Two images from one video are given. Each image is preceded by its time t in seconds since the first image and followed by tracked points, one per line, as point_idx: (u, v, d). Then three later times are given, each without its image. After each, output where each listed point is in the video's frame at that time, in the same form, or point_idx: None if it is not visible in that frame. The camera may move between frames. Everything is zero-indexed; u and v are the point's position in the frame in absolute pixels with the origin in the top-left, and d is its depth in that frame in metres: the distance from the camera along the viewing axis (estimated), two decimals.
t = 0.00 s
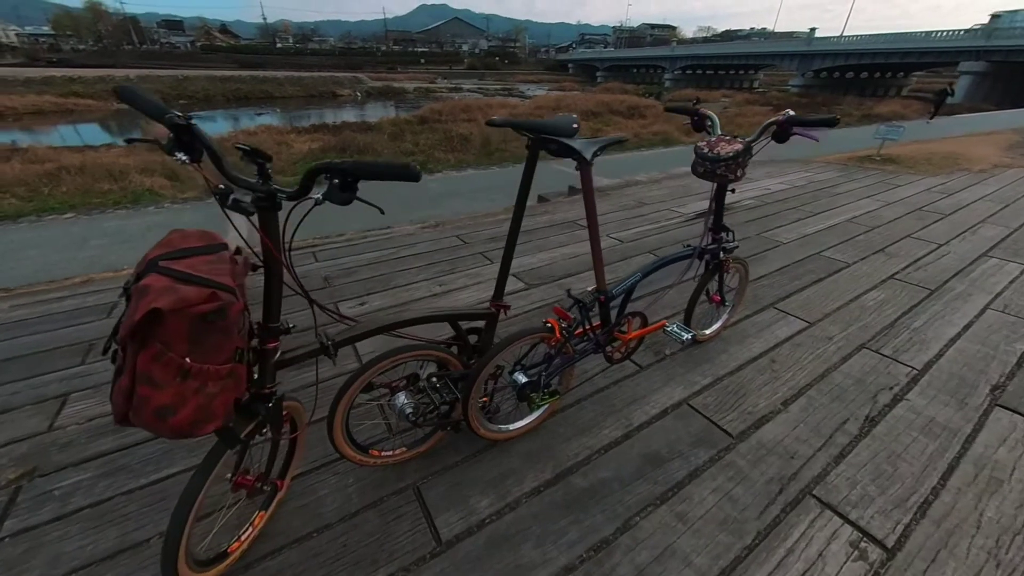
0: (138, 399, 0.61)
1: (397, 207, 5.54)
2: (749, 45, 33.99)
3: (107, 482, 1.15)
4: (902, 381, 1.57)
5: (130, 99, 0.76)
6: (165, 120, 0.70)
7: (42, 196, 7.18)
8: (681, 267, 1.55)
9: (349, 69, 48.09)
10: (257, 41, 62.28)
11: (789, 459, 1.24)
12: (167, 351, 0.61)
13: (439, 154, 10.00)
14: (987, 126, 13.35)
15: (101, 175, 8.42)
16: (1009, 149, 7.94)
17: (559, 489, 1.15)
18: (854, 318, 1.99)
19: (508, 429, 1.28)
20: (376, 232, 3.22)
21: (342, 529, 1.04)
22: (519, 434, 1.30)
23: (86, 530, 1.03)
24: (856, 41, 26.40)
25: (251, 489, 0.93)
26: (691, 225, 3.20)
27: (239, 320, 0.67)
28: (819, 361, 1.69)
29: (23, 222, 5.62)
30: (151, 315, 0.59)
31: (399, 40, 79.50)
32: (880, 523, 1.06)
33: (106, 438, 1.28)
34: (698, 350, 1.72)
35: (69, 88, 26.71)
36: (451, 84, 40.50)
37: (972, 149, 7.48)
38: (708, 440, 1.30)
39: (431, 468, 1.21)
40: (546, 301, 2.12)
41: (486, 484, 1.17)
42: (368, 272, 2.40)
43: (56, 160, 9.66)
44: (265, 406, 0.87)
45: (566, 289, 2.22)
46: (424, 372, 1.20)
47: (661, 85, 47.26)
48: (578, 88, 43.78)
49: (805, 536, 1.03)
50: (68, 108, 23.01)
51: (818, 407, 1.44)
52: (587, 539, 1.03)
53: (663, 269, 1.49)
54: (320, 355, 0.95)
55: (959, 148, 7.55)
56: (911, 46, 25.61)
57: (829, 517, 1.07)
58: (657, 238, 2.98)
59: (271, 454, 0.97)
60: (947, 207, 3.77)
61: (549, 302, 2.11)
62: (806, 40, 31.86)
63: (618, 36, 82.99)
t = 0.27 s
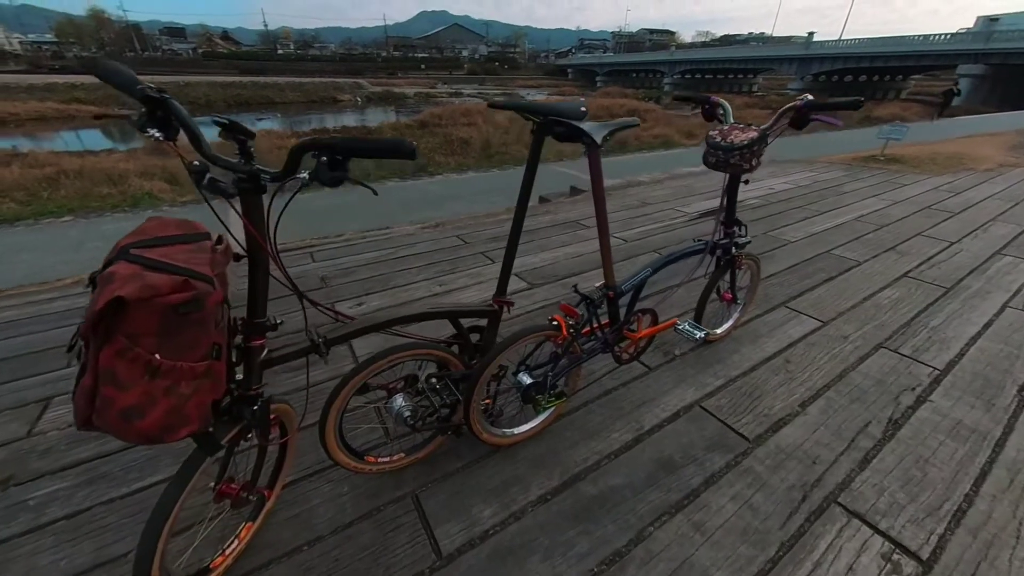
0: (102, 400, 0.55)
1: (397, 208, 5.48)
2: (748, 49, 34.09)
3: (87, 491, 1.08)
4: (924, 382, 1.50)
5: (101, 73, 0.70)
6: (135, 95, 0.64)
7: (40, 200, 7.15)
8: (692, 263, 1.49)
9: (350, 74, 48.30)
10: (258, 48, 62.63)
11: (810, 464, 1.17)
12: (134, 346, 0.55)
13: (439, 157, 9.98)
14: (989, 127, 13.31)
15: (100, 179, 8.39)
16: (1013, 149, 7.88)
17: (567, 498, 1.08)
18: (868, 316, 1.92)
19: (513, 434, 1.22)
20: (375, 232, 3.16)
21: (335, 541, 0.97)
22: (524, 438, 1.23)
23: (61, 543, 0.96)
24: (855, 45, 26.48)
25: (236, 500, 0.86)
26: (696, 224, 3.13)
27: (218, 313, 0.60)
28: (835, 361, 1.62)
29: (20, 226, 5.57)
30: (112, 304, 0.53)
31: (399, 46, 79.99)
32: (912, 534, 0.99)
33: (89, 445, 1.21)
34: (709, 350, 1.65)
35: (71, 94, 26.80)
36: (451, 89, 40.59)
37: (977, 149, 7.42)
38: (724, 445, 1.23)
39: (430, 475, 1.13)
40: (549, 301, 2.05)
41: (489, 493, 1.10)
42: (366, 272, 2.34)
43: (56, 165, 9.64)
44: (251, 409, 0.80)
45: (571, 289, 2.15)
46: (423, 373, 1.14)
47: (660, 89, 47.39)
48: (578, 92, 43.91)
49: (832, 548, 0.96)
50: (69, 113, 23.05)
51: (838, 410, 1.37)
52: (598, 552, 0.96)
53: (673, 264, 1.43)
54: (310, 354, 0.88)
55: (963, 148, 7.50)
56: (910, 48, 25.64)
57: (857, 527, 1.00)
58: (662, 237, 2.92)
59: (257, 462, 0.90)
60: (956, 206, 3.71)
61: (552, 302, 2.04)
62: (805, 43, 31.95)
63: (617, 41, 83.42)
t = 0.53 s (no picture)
0: (50, 400, 0.49)
1: (394, 213, 5.41)
2: (742, 56, 34.42)
3: (55, 506, 1.00)
4: (942, 382, 1.44)
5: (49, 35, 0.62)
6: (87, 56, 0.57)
7: (32, 207, 7.05)
8: (700, 259, 1.44)
9: (347, 83, 48.52)
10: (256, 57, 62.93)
11: (831, 468, 1.11)
12: (87, 338, 0.49)
13: (436, 163, 9.97)
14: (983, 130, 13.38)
15: (94, 187, 8.31)
16: (1009, 151, 7.91)
17: (573, 507, 1.01)
18: (878, 315, 1.87)
19: (514, 438, 1.15)
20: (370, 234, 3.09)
21: (323, 557, 0.89)
22: (526, 444, 1.17)
23: (25, 563, 0.89)
24: (847, 53, 26.82)
25: (212, 514, 0.79)
26: (697, 224, 3.08)
27: (187, 301, 0.54)
28: (848, 361, 1.56)
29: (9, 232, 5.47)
30: (58, 290, 0.46)
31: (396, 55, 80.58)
32: (945, 544, 0.93)
33: (61, 455, 1.13)
34: (717, 350, 1.58)
35: (67, 102, 26.71)
36: (448, 97, 40.77)
37: (972, 152, 7.45)
38: (739, 449, 1.17)
39: (426, 485, 1.06)
40: (549, 302, 1.99)
41: (490, 503, 1.02)
42: (360, 274, 2.27)
43: (50, 174, 9.56)
44: (228, 414, 0.73)
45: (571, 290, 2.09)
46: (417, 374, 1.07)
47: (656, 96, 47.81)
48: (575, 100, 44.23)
49: (861, 560, 0.90)
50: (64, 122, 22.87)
51: (856, 411, 1.31)
52: (609, 567, 0.89)
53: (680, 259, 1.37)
54: (295, 352, 0.82)
55: (959, 150, 7.53)
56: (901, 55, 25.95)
57: (886, 537, 0.94)
58: (663, 238, 2.87)
59: (237, 472, 0.83)
60: (957, 205, 3.69)
61: (553, 304, 1.98)
62: (797, 52, 32.32)
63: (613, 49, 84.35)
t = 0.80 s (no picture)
0: None
1: (389, 219, 5.36)
2: (733, 66, 34.91)
3: (17, 523, 0.92)
4: (954, 382, 1.40)
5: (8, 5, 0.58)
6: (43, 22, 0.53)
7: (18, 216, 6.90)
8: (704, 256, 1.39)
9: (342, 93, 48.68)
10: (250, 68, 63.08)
11: (847, 473, 1.05)
12: (27, 332, 0.44)
13: (431, 171, 9.93)
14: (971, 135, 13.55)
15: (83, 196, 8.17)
16: (998, 156, 8.00)
17: (578, 518, 0.95)
18: (884, 314, 1.83)
19: (514, 445, 1.09)
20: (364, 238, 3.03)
21: None
22: (526, 451, 1.10)
23: None
24: (835, 62, 27.27)
25: (182, 533, 0.72)
26: (695, 227, 3.05)
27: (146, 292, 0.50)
28: (857, 361, 1.51)
29: None
30: None
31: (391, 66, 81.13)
32: (974, 553, 0.87)
33: (26, 468, 1.06)
34: (722, 351, 1.53)
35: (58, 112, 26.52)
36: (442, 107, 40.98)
37: (962, 156, 7.53)
38: (750, 453, 1.11)
39: (420, 496, 0.99)
40: (547, 304, 1.94)
41: (489, 514, 0.96)
42: (353, 278, 2.21)
43: (37, 182, 9.41)
44: (201, 419, 0.67)
45: (570, 293, 2.04)
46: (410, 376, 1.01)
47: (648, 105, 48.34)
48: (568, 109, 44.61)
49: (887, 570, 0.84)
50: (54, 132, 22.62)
51: (869, 412, 1.26)
52: None
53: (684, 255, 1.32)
54: (277, 352, 0.76)
55: (949, 155, 7.60)
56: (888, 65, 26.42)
57: (911, 546, 0.88)
58: (661, 240, 2.83)
59: (214, 485, 0.76)
60: (952, 207, 3.69)
61: (551, 306, 1.92)
62: (786, 62, 32.84)
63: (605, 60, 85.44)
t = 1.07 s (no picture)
0: None
1: (381, 225, 5.29)
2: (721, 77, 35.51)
3: None
4: (960, 380, 1.37)
5: None
6: None
7: None
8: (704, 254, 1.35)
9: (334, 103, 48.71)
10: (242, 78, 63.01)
11: (860, 476, 1.01)
12: None
13: (423, 179, 9.91)
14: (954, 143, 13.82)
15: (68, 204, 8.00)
16: (982, 161, 8.15)
17: (580, 529, 0.89)
18: (884, 314, 1.80)
19: (511, 452, 1.03)
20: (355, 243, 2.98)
21: None
22: (525, 457, 1.04)
23: None
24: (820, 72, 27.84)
25: (146, 553, 0.65)
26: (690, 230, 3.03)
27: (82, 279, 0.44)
28: (860, 361, 1.48)
29: None
30: None
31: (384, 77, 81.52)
32: (997, 558, 0.83)
33: None
34: (723, 352, 1.49)
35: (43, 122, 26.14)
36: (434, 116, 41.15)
37: (947, 162, 7.66)
38: (758, 456, 1.06)
39: (411, 508, 0.93)
40: (543, 307, 1.89)
41: (485, 526, 0.89)
42: (343, 283, 2.15)
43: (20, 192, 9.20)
44: (167, 427, 0.61)
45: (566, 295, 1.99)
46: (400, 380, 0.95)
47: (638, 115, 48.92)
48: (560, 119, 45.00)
49: None
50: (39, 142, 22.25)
51: (876, 412, 1.22)
52: None
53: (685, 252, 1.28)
54: (255, 353, 0.69)
55: (934, 161, 7.73)
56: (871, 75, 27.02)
57: (932, 552, 0.84)
58: (657, 243, 2.80)
59: (183, 500, 0.70)
60: (942, 210, 3.72)
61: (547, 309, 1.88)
62: (773, 73, 33.49)
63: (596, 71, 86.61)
